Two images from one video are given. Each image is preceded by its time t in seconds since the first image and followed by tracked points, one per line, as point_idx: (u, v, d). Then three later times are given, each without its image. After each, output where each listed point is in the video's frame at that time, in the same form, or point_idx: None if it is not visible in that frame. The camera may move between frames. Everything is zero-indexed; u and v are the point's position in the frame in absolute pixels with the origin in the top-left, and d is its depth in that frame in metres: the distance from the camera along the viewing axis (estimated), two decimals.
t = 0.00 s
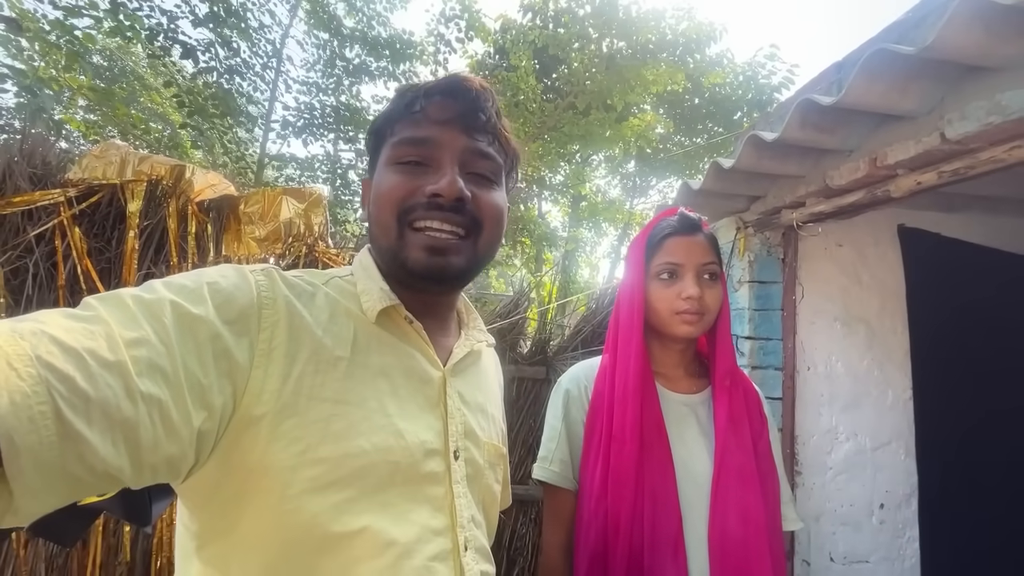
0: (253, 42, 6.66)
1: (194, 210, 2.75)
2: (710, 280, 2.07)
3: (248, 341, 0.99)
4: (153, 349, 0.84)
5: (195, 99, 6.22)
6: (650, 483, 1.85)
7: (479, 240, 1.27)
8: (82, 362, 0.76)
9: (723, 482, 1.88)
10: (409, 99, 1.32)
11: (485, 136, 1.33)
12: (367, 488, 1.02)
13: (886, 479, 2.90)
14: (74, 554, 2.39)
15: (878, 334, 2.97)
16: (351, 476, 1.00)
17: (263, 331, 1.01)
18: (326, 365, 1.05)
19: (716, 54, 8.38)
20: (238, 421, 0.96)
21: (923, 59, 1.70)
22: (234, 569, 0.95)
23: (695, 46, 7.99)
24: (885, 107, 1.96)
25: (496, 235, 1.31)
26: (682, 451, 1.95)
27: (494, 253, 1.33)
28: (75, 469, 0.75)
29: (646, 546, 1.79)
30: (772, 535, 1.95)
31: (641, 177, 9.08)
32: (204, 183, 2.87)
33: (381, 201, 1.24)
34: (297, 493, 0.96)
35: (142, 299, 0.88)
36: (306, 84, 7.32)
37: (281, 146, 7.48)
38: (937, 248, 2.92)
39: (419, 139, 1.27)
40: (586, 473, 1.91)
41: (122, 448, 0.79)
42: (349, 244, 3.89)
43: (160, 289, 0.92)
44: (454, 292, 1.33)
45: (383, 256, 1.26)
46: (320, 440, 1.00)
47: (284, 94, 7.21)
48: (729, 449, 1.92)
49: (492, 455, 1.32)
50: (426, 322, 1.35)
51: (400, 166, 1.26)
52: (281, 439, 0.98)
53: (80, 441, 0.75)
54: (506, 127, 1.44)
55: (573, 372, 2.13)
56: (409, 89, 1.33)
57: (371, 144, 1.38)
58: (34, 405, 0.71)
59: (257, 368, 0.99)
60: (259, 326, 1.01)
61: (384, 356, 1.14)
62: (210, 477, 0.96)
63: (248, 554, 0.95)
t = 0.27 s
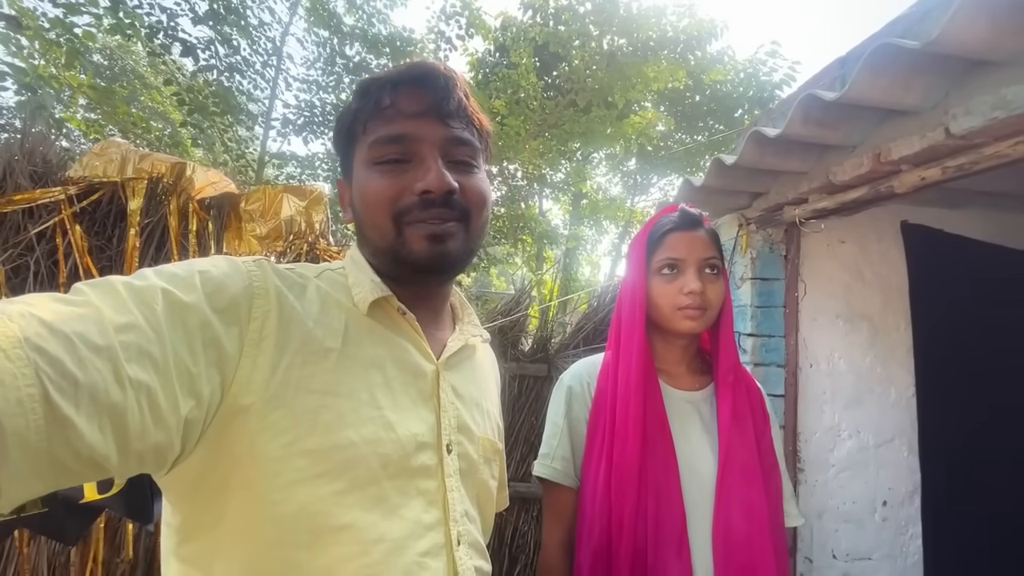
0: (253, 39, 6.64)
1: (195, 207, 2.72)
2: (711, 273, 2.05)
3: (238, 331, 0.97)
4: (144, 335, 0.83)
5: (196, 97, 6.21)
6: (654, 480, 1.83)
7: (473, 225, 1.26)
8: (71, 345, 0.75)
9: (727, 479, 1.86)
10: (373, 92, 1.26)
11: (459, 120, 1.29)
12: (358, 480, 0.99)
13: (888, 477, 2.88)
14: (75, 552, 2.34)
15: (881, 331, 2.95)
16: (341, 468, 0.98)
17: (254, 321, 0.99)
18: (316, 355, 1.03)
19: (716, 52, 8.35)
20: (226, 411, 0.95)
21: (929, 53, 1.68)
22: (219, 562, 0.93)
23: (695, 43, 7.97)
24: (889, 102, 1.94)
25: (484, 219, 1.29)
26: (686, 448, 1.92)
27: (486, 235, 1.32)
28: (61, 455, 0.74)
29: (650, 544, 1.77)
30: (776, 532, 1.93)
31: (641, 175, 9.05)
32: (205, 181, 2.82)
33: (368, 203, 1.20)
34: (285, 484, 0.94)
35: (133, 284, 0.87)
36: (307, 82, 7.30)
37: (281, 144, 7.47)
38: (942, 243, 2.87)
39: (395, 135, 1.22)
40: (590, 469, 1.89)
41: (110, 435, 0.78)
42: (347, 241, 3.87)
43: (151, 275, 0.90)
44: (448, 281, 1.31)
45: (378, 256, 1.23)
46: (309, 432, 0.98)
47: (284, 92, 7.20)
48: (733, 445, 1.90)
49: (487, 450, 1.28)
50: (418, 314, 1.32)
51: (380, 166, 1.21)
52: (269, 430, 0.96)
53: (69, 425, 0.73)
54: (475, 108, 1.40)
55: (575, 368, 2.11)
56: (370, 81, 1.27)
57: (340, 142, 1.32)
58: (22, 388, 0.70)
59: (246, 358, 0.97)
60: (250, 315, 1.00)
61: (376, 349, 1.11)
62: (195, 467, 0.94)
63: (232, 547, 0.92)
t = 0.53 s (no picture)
0: (253, 37, 6.62)
1: (195, 207, 2.70)
2: (716, 271, 2.03)
3: (230, 336, 0.96)
4: (132, 342, 0.81)
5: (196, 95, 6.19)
6: (659, 482, 1.81)
7: (471, 224, 1.23)
8: (56, 355, 0.73)
9: (732, 481, 1.84)
10: (371, 87, 1.24)
11: (459, 117, 1.27)
12: (355, 486, 0.98)
13: (892, 478, 2.86)
14: (75, 555, 2.31)
15: (885, 331, 2.94)
16: (338, 474, 0.97)
17: (246, 325, 0.98)
18: (311, 360, 1.01)
19: (716, 50, 8.33)
20: (219, 417, 0.93)
21: (937, 52, 1.66)
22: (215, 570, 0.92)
23: (695, 41, 7.90)
24: (896, 101, 1.92)
25: (483, 218, 1.27)
26: (691, 449, 1.91)
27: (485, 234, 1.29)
28: (46, 466, 0.72)
29: (655, 546, 1.75)
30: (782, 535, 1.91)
31: (642, 173, 9.03)
32: (206, 180, 2.81)
33: (365, 200, 1.18)
34: (281, 491, 0.93)
35: (121, 291, 0.85)
36: (307, 80, 7.28)
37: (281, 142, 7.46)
38: (945, 242, 2.87)
39: (393, 131, 1.20)
40: (595, 471, 1.88)
41: (97, 445, 0.76)
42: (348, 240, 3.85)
43: (140, 281, 0.88)
44: (446, 280, 1.29)
45: (374, 255, 1.20)
46: (305, 437, 0.96)
47: (284, 90, 7.18)
48: (738, 446, 1.88)
49: (490, 451, 1.26)
50: (417, 317, 1.30)
51: (377, 162, 1.19)
52: (264, 436, 0.94)
53: (53, 436, 0.72)
54: (476, 104, 1.38)
55: (580, 369, 2.10)
56: (369, 76, 1.25)
57: (337, 139, 1.30)
58: (5, 399, 0.68)
59: (238, 363, 0.96)
60: (242, 319, 0.98)
61: (372, 352, 1.10)
62: (189, 475, 0.92)
63: (228, 556, 0.91)
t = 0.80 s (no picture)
0: (253, 35, 6.61)
1: (197, 205, 2.70)
2: (715, 270, 2.03)
3: (232, 338, 0.96)
4: (135, 345, 0.82)
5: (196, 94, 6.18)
6: (660, 482, 1.82)
7: (470, 224, 1.22)
8: (59, 357, 0.74)
9: (731, 480, 1.85)
10: (383, 83, 1.26)
11: (467, 118, 1.28)
12: (357, 488, 0.98)
13: (890, 477, 2.88)
14: (78, 554, 2.31)
15: (884, 331, 2.95)
16: (340, 476, 0.97)
17: (248, 328, 0.98)
18: (313, 361, 1.02)
19: (716, 49, 8.34)
20: (221, 418, 0.93)
21: (939, 55, 1.67)
22: (217, 571, 0.92)
23: (695, 41, 7.89)
24: (897, 104, 1.93)
25: (485, 220, 1.27)
26: (691, 449, 1.92)
27: (485, 236, 1.28)
28: (49, 467, 0.73)
29: (656, 546, 1.76)
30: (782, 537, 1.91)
31: (641, 172, 9.03)
32: (208, 179, 2.81)
33: (365, 193, 1.18)
34: (283, 493, 0.93)
35: (123, 293, 0.85)
36: (306, 78, 7.27)
37: (282, 141, 7.45)
38: (945, 243, 2.87)
39: (399, 126, 1.21)
40: (596, 471, 1.89)
41: (99, 446, 0.77)
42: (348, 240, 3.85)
43: (142, 284, 0.89)
44: (445, 280, 1.28)
45: (372, 250, 1.21)
46: (308, 439, 0.97)
47: (284, 88, 7.17)
48: (738, 446, 1.89)
49: (493, 452, 1.27)
50: (420, 317, 1.30)
51: (381, 156, 1.20)
52: (266, 438, 0.95)
53: (56, 438, 0.72)
54: (487, 107, 1.39)
55: (582, 370, 2.11)
56: (381, 72, 1.27)
57: (349, 133, 1.32)
58: (9, 401, 0.69)
59: (240, 365, 0.96)
60: (244, 321, 0.98)
61: (374, 353, 1.10)
62: (191, 476, 0.93)
63: (229, 558, 0.92)
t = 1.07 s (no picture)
0: (253, 32, 6.59)
1: (201, 203, 2.66)
2: (718, 271, 2.03)
3: (241, 338, 0.96)
4: (146, 343, 0.82)
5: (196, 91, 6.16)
6: (664, 481, 1.82)
7: (477, 226, 1.22)
8: (72, 356, 0.74)
9: (734, 480, 1.85)
10: (398, 82, 1.27)
11: (480, 120, 1.28)
12: (365, 486, 0.98)
13: (889, 477, 2.89)
14: (80, 550, 2.31)
15: (884, 331, 2.95)
16: (348, 474, 0.97)
17: (257, 327, 0.98)
18: (321, 361, 1.02)
19: (716, 48, 8.34)
20: (229, 417, 0.93)
21: (944, 55, 1.67)
22: (225, 569, 0.92)
23: (695, 40, 7.91)
24: (902, 104, 1.93)
25: (495, 223, 1.27)
26: (694, 449, 1.92)
27: (493, 238, 1.28)
28: (61, 464, 0.73)
29: (660, 545, 1.77)
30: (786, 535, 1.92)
31: (640, 171, 9.04)
32: (210, 177, 2.79)
33: (374, 191, 1.19)
34: (291, 491, 0.93)
35: (133, 293, 0.85)
36: (306, 75, 7.24)
37: (281, 138, 7.43)
38: (945, 242, 2.88)
39: (412, 126, 1.22)
40: (600, 471, 1.90)
41: (111, 444, 0.77)
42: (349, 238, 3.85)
43: (152, 283, 0.89)
44: (452, 282, 1.28)
45: (379, 249, 1.21)
46: (316, 437, 0.97)
47: (284, 86, 7.15)
48: (741, 445, 1.90)
49: (498, 450, 1.27)
50: (426, 317, 1.30)
51: (392, 155, 1.21)
52: (274, 436, 0.95)
53: (69, 436, 0.73)
54: (501, 109, 1.39)
55: (585, 369, 2.12)
56: (398, 71, 1.27)
57: (362, 129, 1.32)
58: (23, 399, 0.69)
59: (249, 365, 0.96)
60: (252, 321, 0.98)
61: (380, 352, 1.10)
62: (199, 475, 0.93)
63: (237, 556, 0.92)
